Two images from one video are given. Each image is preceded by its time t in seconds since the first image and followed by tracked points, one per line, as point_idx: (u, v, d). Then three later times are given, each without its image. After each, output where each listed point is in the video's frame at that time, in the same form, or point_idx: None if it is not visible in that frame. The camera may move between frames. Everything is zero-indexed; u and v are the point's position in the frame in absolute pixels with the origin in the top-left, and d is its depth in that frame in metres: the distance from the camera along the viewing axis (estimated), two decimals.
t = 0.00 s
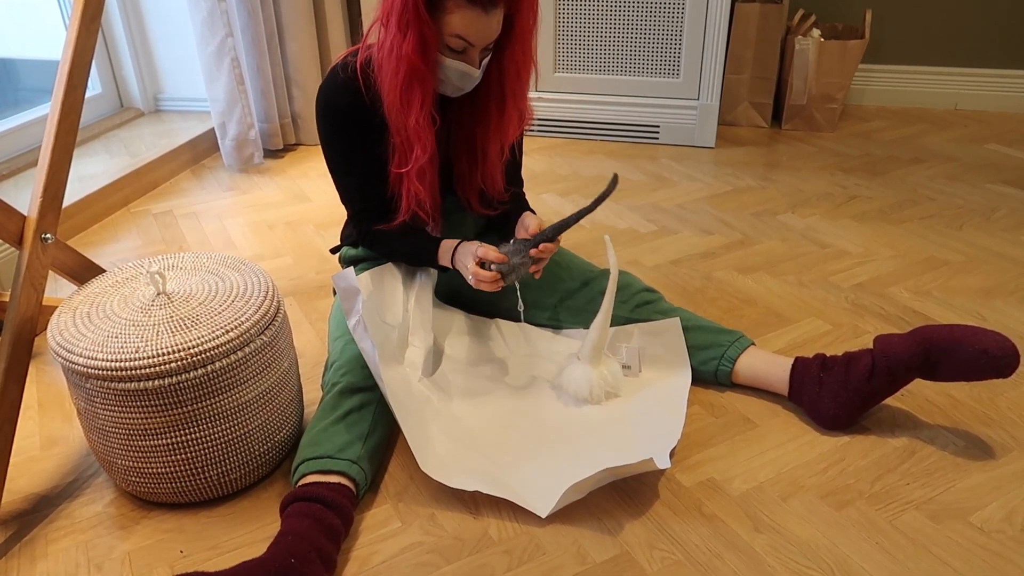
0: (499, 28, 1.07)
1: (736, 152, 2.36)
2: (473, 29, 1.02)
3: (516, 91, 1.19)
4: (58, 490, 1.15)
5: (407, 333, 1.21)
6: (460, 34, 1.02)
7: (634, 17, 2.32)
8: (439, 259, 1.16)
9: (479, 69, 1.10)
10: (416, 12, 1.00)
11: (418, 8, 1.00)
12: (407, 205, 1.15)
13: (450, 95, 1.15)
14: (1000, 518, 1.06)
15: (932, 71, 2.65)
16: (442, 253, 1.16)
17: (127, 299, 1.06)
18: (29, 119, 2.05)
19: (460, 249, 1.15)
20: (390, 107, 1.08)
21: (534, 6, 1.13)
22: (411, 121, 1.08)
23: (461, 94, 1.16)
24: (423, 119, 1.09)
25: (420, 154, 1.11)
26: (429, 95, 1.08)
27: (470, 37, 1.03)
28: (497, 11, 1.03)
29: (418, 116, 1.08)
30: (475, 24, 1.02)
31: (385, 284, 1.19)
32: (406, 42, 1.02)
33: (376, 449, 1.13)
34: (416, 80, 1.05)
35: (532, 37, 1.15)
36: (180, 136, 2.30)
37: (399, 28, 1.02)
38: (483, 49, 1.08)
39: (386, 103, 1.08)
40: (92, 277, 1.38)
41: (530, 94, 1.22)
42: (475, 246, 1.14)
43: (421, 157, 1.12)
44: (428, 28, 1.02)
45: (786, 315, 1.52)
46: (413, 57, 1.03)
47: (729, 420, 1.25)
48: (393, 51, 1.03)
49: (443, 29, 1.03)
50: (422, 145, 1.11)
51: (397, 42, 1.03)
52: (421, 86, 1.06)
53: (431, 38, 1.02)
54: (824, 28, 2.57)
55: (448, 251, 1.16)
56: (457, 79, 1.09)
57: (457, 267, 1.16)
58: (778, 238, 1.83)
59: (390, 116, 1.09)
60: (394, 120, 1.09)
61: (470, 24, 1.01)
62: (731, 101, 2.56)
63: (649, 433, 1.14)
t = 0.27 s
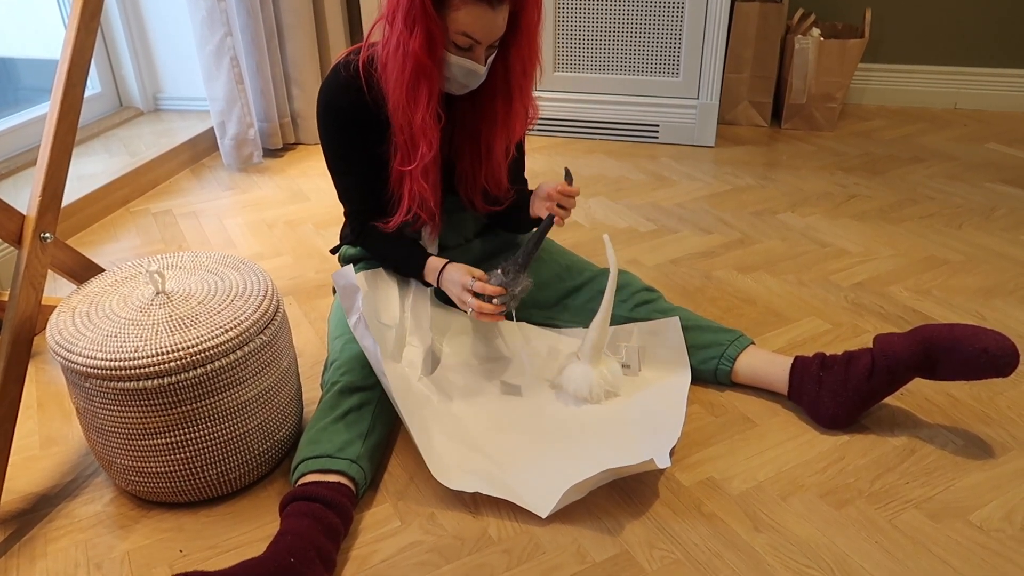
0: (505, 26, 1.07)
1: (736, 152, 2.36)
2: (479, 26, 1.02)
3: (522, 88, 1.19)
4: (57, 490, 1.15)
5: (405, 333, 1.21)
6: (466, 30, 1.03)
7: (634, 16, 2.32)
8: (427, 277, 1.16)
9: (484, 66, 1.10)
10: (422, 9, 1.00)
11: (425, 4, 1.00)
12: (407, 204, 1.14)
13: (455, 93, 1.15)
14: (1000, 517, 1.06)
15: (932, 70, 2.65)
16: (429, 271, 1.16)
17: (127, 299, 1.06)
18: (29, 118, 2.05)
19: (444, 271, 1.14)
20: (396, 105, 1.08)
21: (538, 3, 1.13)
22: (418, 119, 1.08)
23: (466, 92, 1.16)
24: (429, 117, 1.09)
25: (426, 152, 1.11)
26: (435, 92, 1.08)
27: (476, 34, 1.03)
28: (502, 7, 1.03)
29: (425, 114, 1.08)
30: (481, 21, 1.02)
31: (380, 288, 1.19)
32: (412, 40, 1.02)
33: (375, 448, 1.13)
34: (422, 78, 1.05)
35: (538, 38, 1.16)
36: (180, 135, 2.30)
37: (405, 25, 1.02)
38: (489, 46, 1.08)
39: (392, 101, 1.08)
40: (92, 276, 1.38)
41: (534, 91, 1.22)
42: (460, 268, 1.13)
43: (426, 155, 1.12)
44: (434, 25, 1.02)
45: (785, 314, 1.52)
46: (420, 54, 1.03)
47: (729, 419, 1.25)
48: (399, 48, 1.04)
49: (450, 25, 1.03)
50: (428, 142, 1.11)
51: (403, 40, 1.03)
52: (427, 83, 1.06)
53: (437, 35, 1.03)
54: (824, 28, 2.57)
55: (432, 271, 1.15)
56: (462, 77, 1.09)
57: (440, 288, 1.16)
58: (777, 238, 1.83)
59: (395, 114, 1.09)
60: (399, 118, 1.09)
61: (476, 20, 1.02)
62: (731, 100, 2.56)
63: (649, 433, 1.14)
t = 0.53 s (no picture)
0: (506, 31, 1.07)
1: (735, 151, 2.36)
2: (481, 35, 1.02)
3: (524, 89, 1.19)
4: (57, 489, 1.15)
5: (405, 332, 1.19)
6: (468, 39, 1.02)
7: (634, 15, 2.32)
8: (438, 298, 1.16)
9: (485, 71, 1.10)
10: (424, 18, 1.00)
11: (427, 13, 1.00)
12: (415, 204, 1.15)
13: (457, 96, 1.15)
14: (999, 516, 1.06)
15: (931, 68, 2.65)
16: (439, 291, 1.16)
17: (126, 298, 1.06)
18: (28, 117, 2.04)
19: (457, 295, 1.15)
20: (400, 111, 1.08)
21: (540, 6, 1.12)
22: (422, 126, 1.09)
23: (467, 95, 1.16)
24: (433, 122, 1.09)
25: (430, 156, 1.11)
26: (439, 98, 1.08)
27: (478, 42, 1.03)
28: (504, 15, 1.02)
29: (429, 120, 1.08)
30: (483, 30, 1.02)
31: (391, 278, 1.19)
32: (415, 48, 1.02)
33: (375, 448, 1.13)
34: (426, 85, 1.05)
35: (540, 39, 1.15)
36: (179, 134, 2.30)
37: (407, 33, 1.02)
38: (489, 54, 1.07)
39: (396, 106, 1.08)
40: (91, 276, 1.38)
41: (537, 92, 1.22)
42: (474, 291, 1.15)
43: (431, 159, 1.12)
44: (436, 34, 1.02)
45: (784, 313, 1.52)
46: (423, 62, 1.03)
47: (728, 418, 1.25)
48: (402, 55, 1.03)
49: (451, 34, 1.03)
50: (433, 148, 1.11)
51: (406, 47, 1.03)
52: (431, 90, 1.06)
53: (440, 43, 1.02)
54: (823, 26, 2.57)
55: (444, 294, 1.16)
56: (464, 82, 1.10)
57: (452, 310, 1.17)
58: (776, 236, 1.83)
59: (398, 119, 1.09)
60: (403, 124, 1.09)
61: (478, 29, 1.01)
62: (730, 99, 2.56)
63: (649, 432, 1.14)
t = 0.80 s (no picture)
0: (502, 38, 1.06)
1: (734, 151, 2.36)
2: (475, 43, 1.02)
3: (519, 96, 1.18)
4: (57, 490, 1.15)
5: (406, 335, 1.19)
6: (461, 46, 1.02)
7: (633, 16, 2.32)
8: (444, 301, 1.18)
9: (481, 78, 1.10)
10: (416, 26, 1.00)
11: (418, 21, 1.00)
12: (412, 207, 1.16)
13: (453, 101, 1.15)
14: (997, 516, 1.06)
15: (930, 68, 2.65)
16: (448, 297, 1.18)
17: (125, 299, 1.06)
18: (27, 118, 2.04)
19: (469, 301, 1.18)
20: (393, 117, 1.09)
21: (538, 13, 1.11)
22: (413, 134, 1.09)
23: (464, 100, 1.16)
24: (426, 128, 1.10)
25: (422, 163, 1.12)
26: (430, 105, 1.08)
27: (470, 50, 1.03)
28: (499, 23, 1.02)
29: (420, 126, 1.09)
30: (476, 38, 1.01)
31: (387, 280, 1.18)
32: (407, 56, 1.02)
33: (374, 448, 1.13)
34: (417, 92, 1.05)
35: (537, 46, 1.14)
36: (178, 134, 2.30)
37: (399, 41, 1.02)
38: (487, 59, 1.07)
39: (390, 112, 1.09)
40: (91, 276, 1.38)
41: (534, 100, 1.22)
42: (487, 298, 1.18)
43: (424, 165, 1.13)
44: (428, 42, 1.01)
45: (783, 313, 1.53)
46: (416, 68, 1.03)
47: (727, 418, 1.25)
48: (394, 63, 1.04)
49: (444, 41, 1.03)
50: (425, 155, 1.12)
51: (398, 54, 1.03)
52: (422, 98, 1.06)
53: (432, 51, 1.02)
54: (822, 27, 2.57)
55: (453, 301, 1.18)
56: (459, 88, 1.10)
57: (462, 318, 1.19)
58: (775, 237, 1.83)
59: (393, 125, 1.10)
60: (396, 129, 1.10)
61: (471, 37, 1.01)
62: (729, 99, 2.56)
63: (650, 432, 1.14)
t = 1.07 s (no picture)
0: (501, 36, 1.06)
1: (734, 153, 2.36)
2: (472, 37, 1.01)
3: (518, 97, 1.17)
4: (57, 491, 1.15)
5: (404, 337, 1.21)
6: (458, 40, 1.02)
7: (633, 17, 2.33)
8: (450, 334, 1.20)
9: (482, 75, 1.10)
10: (414, 20, 1.00)
11: (416, 15, 1.00)
12: (408, 212, 1.17)
13: (455, 102, 1.15)
14: (998, 517, 1.07)
15: (930, 70, 2.66)
16: (454, 326, 1.19)
17: (126, 300, 1.06)
18: (28, 119, 2.05)
19: (474, 336, 1.21)
20: (389, 113, 1.09)
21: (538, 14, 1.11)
22: (406, 133, 1.10)
23: (465, 101, 1.16)
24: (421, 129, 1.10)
25: (416, 162, 1.12)
26: (426, 102, 1.08)
27: (470, 42, 1.02)
28: (496, 16, 1.02)
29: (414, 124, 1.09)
30: (474, 31, 1.01)
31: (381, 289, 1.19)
32: (404, 50, 1.02)
33: (374, 449, 1.13)
34: (413, 89, 1.06)
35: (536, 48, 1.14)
36: (178, 136, 2.30)
37: (397, 36, 1.02)
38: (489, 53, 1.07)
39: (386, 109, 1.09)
40: (91, 278, 1.38)
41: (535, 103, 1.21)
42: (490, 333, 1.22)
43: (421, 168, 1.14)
44: (425, 36, 1.02)
45: (783, 315, 1.53)
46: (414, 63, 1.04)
47: (727, 419, 1.25)
48: (391, 59, 1.04)
49: (441, 36, 1.03)
50: (420, 153, 1.12)
51: (395, 50, 1.03)
52: (418, 94, 1.06)
53: (429, 46, 1.03)
54: (821, 29, 2.57)
55: (458, 332, 1.20)
56: (460, 86, 1.09)
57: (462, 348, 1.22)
58: (775, 238, 1.83)
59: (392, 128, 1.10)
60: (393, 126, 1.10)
61: (468, 30, 1.01)
62: (729, 101, 2.57)
63: (650, 434, 1.14)
